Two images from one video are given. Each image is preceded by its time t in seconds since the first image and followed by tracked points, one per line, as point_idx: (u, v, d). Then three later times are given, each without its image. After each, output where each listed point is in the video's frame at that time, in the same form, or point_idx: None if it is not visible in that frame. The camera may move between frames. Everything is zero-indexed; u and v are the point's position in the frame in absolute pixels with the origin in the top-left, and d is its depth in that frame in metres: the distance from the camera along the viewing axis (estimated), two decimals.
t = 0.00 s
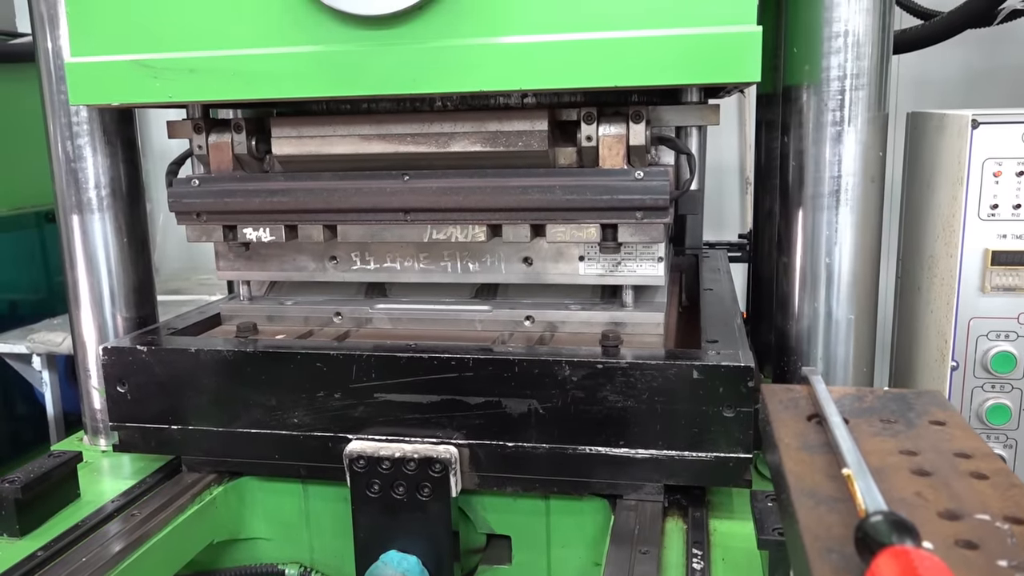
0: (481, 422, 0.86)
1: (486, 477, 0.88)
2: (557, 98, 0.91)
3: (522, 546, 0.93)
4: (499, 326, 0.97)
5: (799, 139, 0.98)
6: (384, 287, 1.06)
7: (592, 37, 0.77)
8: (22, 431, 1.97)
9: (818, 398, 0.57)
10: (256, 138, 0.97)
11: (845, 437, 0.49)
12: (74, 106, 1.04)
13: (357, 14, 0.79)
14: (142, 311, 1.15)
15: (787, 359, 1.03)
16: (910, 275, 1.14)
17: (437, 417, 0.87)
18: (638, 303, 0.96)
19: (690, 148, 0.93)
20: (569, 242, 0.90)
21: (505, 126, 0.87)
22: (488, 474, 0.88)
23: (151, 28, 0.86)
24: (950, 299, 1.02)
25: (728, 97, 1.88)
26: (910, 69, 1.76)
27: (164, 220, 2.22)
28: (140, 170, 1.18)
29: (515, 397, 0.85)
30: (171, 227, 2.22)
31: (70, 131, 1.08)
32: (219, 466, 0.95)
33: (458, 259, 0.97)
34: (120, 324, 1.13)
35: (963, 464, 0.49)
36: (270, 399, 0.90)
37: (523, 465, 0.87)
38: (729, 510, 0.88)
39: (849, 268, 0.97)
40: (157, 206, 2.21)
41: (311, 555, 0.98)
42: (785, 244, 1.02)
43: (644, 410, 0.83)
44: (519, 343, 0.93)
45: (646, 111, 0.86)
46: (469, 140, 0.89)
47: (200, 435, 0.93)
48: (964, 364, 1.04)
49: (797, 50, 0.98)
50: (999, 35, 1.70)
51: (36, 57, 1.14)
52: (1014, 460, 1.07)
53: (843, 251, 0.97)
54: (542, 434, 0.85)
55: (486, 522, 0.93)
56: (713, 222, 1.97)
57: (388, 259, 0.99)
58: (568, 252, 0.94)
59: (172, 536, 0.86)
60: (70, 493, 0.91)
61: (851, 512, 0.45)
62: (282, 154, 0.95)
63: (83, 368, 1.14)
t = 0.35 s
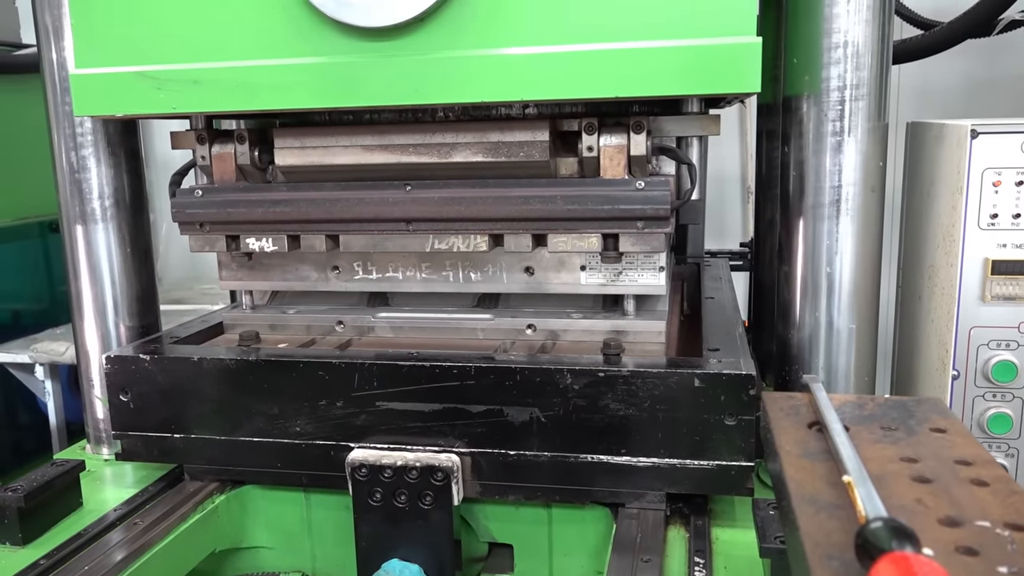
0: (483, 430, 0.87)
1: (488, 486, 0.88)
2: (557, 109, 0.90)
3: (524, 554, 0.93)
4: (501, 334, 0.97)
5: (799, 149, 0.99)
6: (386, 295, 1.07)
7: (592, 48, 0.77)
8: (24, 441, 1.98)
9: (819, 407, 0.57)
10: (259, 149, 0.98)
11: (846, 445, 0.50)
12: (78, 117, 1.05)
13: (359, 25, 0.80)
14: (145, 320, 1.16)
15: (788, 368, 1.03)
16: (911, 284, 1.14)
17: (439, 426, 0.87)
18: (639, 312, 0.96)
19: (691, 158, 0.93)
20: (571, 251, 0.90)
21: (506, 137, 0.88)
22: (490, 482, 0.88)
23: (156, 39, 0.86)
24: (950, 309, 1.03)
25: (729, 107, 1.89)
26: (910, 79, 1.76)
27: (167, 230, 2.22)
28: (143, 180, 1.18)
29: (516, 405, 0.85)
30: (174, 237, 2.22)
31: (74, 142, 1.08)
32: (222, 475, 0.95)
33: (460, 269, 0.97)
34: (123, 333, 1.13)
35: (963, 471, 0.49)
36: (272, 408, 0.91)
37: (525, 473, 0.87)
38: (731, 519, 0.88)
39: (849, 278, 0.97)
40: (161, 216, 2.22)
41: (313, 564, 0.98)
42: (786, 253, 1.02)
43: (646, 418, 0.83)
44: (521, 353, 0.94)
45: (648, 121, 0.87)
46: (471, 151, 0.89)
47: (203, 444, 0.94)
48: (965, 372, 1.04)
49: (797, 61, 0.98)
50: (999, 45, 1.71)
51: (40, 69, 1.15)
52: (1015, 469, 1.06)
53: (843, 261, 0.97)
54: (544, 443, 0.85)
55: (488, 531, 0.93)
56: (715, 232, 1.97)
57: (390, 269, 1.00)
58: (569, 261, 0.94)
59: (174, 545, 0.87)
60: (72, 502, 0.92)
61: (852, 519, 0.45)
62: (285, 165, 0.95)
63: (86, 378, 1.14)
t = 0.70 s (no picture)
0: (487, 436, 0.86)
1: (491, 492, 0.88)
2: (562, 115, 0.90)
3: (527, 560, 0.93)
4: (505, 341, 0.97)
5: (803, 156, 0.99)
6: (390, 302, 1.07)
7: (596, 56, 0.77)
8: (28, 448, 1.98)
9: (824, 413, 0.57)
10: (263, 156, 0.98)
11: (851, 450, 0.50)
12: (83, 124, 1.05)
13: (363, 33, 0.80)
14: (149, 327, 1.16)
15: (792, 375, 1.03)
16: (916, 291, 1.14)
17: (443, 432, 0.87)
18: (643, 318, 0.96)
19: (694, 165, 0.93)
20: (575, 258, 0.90)
21: (510, 143, 0.88)
22: (493, 488, 0.88)
23: (161, 46, 0.87)
24: (955, 315, 1.02)
25: (733, 113, 1.89)
26: (914, 86, 1.76)
27: (172, 237, 2.22)
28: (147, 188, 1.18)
29: (520, 411, 0.85)
30: (178, 244, 2.22)
31: (79, 149, 1.09)
32: (225, 481, 0.95)
33: (463, 275, 0.97)
34: (126, 339, 1.13)
35: (969, 477, 0.49)
36: (276, 414, 0.91)
37: (529, 479, 0.87)
38: (735, 525, 0.88)
39: (854, 285, 0.97)
40: (165, 223, 2.22)
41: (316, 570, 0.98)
42: (790, 260, 1.02)
43: (649, 424, 0.83)
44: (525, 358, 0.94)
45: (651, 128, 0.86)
46: (475, 158, 0.89)
47: (207, 450, 0.94)
48: (970, 380, 1.03)
49: (801, 68, 0.98)
50: (1003, 52, 1.71)
51: (45, 78, 1.16)
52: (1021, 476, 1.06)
53: (847, 267, 0.97)
54: (548, 449, 0.85)
55: (491, 536, 0.93)
56: (718, 238, 1.97)
57: (393, 276, 1.00)
58: (573, 267, 0.94)
59: (178, 551, 0.86)
60: (76, 508, 0.92)
61: (857, 524, 0.45)
62: (289, 171, 0.95)
63: (90, 385, 1.15)
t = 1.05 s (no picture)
0: (489, 437, 0.86)
1: (493, 493, 0.88)
2: (564, 117, 0.90)
3: (530, 560, 0.92)
4: (506, 341, 0.97)
5: (805, 158, 0.98)
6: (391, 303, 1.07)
7: (598, 57, 0.77)
8: (30, 450, 1.97)
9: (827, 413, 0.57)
10: (265, 157, 0.98)
11: (854, 451, 0.49)
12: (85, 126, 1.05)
13: (365, 35, 0.80)
14: (150, 328, 1.16)
15: (795, 376, 1.03)
16: (919, 293, 1.14)
17: (445, 432, 0.87)
18: (645, 319, 0.96)
19: (697, 166, 0.93)
20: (576, 259, 0.90)
21: (512, 145, 0.88)
22: (495, 489, 0.88)
23: (163, 47, 0.86)
24: (958, 317, 1.02)
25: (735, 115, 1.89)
26: (916, 88, 1.76)
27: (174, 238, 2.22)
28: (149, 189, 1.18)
29: (522, 412, 0.84)
30: (181, 246, 2.22)
31: (81, 151, 1.09)
32: (226, 482, 0.95)
33: (465, 277, 0.97)
34: (128, 340, 1.13)
35: (973, 477, 0.49)
36: (278, 415, 0.91)
37: (531, 480, 0.86)
38: (738, 526, 0.88)
39: (856, 286, 0.97)
40: (166, 224, 2.22)
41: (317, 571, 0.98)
42: (792, 262, 1.02)
43: (651, 425, 0.82)
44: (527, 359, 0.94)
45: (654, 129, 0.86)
46: (477, 159, 0.89)
47: (208, 451, 0.93)
48: (973, 381, 1.03)
49: (803, 69, 0.98)
50: (1006, 55, 1.71)
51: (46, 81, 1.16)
52: None
53: (850, 269, 0.97)
54: (550, 450, 0.85)
55: (494, 537, 0.93)
56: (719, 240, 1.97)
57: (395, 277, 1.00)
58: (575, 269, 0.94)
59: (179, 551, 0.86)
60: (78, 508, 0.92)
61: (860, 525, 0.44)
62: (291, 173, 0.95)
63: (92, 386, 1.14)
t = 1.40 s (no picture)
0: (489, 435, 0.86)
1: (494, 491, 0.88)
2: (565, 115, 0.90)
3: (530, 558, 0.92)
4: (507, 339, 0.97)
5: (806, 156, 0.98)
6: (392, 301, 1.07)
7: (599, 55, 0.77)
8: (30, 448, 1.97)
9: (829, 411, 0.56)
10: (265, 155, 0.98)
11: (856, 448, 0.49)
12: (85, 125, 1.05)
13: (365, 32, 0.80)
14: (150, 326, 1.16)
15: (796, 375, 1.03)
16: (920, 291, 1.13)
17: (445, 431, 0.87)
18: (646, 317, 0.96)
19: (697, 164, 0.93)
20: (577, 257, 0.90)
21: (513, 143, 0.88)
22: (496, 487, 0.87)
23: (162, 44, 0.86)
24: (960, 315, 1.02)
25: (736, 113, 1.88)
26: (917, 86, 1.76)
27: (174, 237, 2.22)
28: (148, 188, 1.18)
29: (522, 410, 0.84)
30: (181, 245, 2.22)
31: (81, 149, 1.08)
32: (227, 480, 0.95)
33: (466, 275, 0.97)
34: (128, 338, 1.13)
35: (976, 474, 0.49)
36: (278, 413, 0.90)
37: (532, 478, 0.86)
38: (739, 525, 0.87)
39: (858, 285, 0.97)
40: (166, 223, 2.22)
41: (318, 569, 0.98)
42: (793, 260, 1.02)
43: (652, 423, 0.82)
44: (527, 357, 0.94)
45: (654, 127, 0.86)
46: (477, 157, 0.89)
47: (208, 449, 0.93)
48: (975, 380, 1.03)
49: (804, 67, 0.98)
50: (1007, 53, 1.71)
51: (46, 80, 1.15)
52: None
53: (851, 267, 0.97)
54: (551, 447, 0.85)
55: (495, 536, 0.93)
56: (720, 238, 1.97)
57: (395, 275, 1.00)
58: (575, 267, 0.94)
59: (180, 549, 0.86)
60: (78, 506, 0.92)
61: (862, 522, 0.44)
62: (291, 171, 0.95)
63: (92, 385, 1.14)
